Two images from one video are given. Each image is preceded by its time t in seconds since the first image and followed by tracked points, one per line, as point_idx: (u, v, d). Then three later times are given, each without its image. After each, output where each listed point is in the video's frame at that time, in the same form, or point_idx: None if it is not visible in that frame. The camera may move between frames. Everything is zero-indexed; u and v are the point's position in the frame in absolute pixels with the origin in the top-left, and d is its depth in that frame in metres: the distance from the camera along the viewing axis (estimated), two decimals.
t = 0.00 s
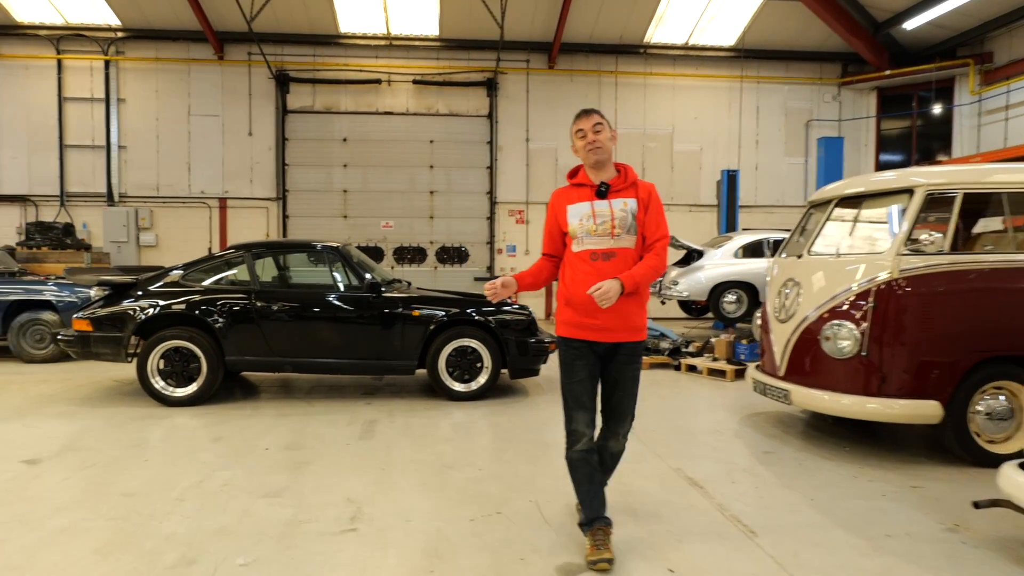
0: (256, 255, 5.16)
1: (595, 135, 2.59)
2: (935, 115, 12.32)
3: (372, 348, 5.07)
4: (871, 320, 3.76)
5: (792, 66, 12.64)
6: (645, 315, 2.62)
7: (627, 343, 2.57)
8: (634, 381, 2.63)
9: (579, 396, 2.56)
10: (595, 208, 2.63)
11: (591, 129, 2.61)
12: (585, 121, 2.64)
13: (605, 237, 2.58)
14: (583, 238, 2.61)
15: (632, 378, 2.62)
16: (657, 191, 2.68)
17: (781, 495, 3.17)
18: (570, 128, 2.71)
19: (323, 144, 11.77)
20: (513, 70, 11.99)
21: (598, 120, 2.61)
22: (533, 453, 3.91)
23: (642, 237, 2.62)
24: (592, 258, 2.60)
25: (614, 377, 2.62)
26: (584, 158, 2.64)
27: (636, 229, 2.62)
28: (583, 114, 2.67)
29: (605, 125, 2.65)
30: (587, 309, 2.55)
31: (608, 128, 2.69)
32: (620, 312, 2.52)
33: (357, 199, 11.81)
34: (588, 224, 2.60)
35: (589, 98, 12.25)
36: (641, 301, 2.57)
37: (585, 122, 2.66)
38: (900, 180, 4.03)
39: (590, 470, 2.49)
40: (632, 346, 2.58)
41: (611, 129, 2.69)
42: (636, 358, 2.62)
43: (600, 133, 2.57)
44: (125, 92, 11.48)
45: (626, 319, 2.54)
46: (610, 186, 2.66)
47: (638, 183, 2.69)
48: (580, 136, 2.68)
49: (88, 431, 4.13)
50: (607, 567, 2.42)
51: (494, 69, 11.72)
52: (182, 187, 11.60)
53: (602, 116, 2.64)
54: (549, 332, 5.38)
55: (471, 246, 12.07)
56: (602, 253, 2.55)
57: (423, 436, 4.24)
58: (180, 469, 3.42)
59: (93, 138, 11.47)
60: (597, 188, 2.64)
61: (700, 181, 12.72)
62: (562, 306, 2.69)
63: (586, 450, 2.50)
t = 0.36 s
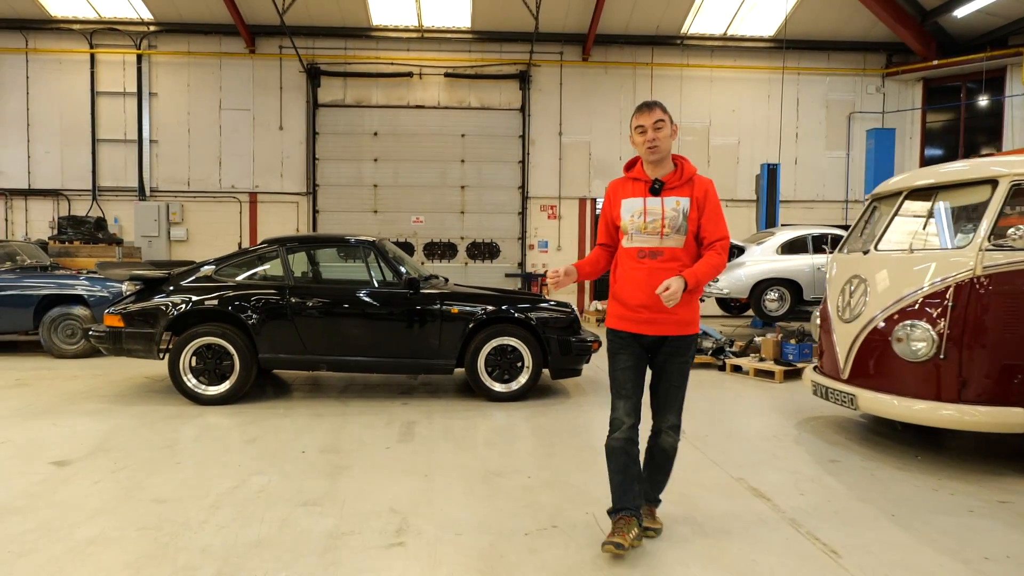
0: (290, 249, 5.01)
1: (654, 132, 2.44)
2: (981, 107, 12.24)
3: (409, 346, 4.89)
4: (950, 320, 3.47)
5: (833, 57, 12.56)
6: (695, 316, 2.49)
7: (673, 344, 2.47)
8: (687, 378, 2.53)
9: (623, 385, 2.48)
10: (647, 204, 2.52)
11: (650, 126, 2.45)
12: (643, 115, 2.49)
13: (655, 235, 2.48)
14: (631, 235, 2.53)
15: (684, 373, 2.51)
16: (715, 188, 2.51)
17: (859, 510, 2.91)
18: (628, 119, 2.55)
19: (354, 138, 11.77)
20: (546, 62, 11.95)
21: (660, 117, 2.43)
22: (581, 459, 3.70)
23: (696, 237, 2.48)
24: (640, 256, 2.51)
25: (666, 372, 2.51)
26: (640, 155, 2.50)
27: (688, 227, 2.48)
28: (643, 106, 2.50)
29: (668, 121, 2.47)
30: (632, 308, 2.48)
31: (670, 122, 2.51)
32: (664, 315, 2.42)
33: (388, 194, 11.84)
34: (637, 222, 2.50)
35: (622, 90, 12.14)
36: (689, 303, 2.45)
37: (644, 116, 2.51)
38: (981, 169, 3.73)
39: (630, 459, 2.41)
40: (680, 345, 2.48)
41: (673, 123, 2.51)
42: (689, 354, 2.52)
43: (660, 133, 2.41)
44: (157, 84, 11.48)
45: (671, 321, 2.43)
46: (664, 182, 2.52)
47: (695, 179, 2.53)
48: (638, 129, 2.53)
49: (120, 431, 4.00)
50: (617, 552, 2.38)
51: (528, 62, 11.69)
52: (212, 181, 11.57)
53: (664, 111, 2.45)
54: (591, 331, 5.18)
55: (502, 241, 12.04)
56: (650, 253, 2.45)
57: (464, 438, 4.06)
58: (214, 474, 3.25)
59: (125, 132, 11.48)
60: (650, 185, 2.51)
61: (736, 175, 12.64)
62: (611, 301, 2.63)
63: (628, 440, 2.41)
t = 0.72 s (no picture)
0: (289, 238, 4.79)
1: (668, 121, 2.48)
2: (984, 95, 12.11)
3: (415, 339, 4.69)
4: (993, 312, 3.27)
5: (836, 42, 12.39)
6: (717, 300, 2.44)
7: (690, 328, 2.45)
8: (709, 366, 2.44)
9: (639, 374, 2.66)
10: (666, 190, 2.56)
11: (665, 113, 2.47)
12: (658, 102, 2.53)
13: (670, 219, 2.51)
14: (650, 220, 2.58)
15: (704, 361, 2.43)
16: (735, 169, 2.46)
17: (903, 510, 2.75)
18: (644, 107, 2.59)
19: (350, 124, 11.53)
20: (547, 46, 11.72)
21: (673, 104, 2.45)
22: (602, 457, 3.53)
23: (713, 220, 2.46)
24: (657, 240, 2.55)
25: (683, 362, 2.48)
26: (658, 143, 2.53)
27: (705, 210, 2.47)
28: (660, 94, 2.55)
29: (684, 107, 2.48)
30: (651, 291, 2.53)
31: (689, 107, 2.53)
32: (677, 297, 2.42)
33: (385, 181, 11.63)
34: (655, 207, 2.56)
35: (623, 75, 11.92)
36: (706, 286, 2.41)
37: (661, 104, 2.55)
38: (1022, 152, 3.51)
39: (643, 438, 2.75)
40: (699, 330, 2.44)
41: (690, 108, 2.52)
42: (711, 340, 2.44)
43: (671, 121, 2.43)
44: (145, 68, 11.16)
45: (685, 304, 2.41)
46: (681, 167, 2.55)
47: (716, 162, 2.51)
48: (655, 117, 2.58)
49: (113, 431, 3.78)
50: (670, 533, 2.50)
51: (528, 46, 11.46)
52: (204, 168, 11.29)
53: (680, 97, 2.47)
54: (604, 322, 5.00)
55: (501, 230, 11.87)
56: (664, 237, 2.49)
57: (477, 436, 3.86)
58: (215, 477, 3.05)
59: (112, 117, 11.16)
60: (667, 170, 2.56)
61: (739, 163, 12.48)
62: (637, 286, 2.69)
63: (640, 421, 2.72)
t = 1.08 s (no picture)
0: (291, 226, 4.53)
1: (677, 110, 2.43)
2: (994, 78, 12.07)
3: (424, 333, 4.46)
4: None
5: (846, 25, 12.12)
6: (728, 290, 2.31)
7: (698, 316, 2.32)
8: (725, 354, 2.30)
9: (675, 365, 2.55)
10: (683, 177, 2.52)
11: (676, 101, 2.43)
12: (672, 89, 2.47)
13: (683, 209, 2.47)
14: (669, 209, 2.57)
15: (719, 350, 2.30)
16: (748, 153, 2.33)
17: (966, 519, 2.53)
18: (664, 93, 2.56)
19: (350, 111, 11.25)
20: (551, 31, 11.43)
21: (687, 89, 2.38)
22: (630, 459, 3.30)
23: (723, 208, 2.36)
24: (674, 229, 2.53)
25: (699, 351, 2.35)
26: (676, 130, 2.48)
27: (717, 197, 2.41)
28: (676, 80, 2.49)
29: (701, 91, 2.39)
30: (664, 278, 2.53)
31: (705, 90, 2.42)
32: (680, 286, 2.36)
33: (386, 169, 11.36)
34: (672, 195, 2.55)
35: (629, 61, 11.63)
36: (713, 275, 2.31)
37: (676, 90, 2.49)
38: None
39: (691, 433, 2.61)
40: (708, 318, 2.31)
41: (708, 91, 2.42)
42: (725, 328, 2.30)
43: (680, 110, 2.37)
44: (141, 56, 10.86)
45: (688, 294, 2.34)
46: (697, 153, 2.48)
47: (733, 146, 2.40)
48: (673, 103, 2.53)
49: (106, 431, 3.54)
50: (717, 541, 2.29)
51: (532, 30, 11.16)
52: (201, 157, 11.02)
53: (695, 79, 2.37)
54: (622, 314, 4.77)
55: (505, 219, 11.61)
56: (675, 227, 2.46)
57: (495, 435, 3.64)
58: (217, 483, 2.82)
59: (108, 105, 10.87)
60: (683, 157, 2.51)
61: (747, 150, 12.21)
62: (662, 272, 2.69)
63: (688, 415, 2.59)
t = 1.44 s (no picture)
0: (302, 227, 4.34)
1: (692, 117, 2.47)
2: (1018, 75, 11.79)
3: (442, 339, 4.26)
4: None
5: (864, 21, 11.86)
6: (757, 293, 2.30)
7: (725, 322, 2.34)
8: (718, 359, 2.31)
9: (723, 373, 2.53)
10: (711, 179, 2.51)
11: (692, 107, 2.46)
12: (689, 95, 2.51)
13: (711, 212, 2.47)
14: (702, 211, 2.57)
15: (714, 353, 2.32)
16: (764, 152, 2.27)
17: None
18: (688, 91, 2.59)
19: (360, 109, 11.06)
20: (564, 28, 11.20)
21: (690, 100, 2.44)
22: (665, 478, 3.10)
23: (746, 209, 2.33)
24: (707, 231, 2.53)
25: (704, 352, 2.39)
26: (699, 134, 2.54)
27: (739, 198, 2.36)
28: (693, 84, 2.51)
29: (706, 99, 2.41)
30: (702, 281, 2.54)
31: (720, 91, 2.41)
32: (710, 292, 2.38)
33: (396, 168, 11.17)
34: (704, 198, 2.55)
35: (644, 58, 11.40)
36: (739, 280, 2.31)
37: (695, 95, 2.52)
38: None
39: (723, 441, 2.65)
40: (726, 324, 2.31)
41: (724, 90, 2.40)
42: (728, 330, 2.30)
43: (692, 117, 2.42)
44: (150, 55, 10.72)
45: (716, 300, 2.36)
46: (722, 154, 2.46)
47: (753, 143, 2.34)
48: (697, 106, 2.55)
49: (109, 444, 3.35)
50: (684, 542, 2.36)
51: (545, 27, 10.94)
52: (209, 156, 10.86)
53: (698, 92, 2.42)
54: (648, 318, 4.56)
55: (518, 219, 11.40)
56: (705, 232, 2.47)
57: (520, 449, 3.45)
58: (227, 505, 2.63)
59: (116, 104, 10.72)
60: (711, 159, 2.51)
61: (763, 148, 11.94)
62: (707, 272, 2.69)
63: (739, 430, 2.55)
